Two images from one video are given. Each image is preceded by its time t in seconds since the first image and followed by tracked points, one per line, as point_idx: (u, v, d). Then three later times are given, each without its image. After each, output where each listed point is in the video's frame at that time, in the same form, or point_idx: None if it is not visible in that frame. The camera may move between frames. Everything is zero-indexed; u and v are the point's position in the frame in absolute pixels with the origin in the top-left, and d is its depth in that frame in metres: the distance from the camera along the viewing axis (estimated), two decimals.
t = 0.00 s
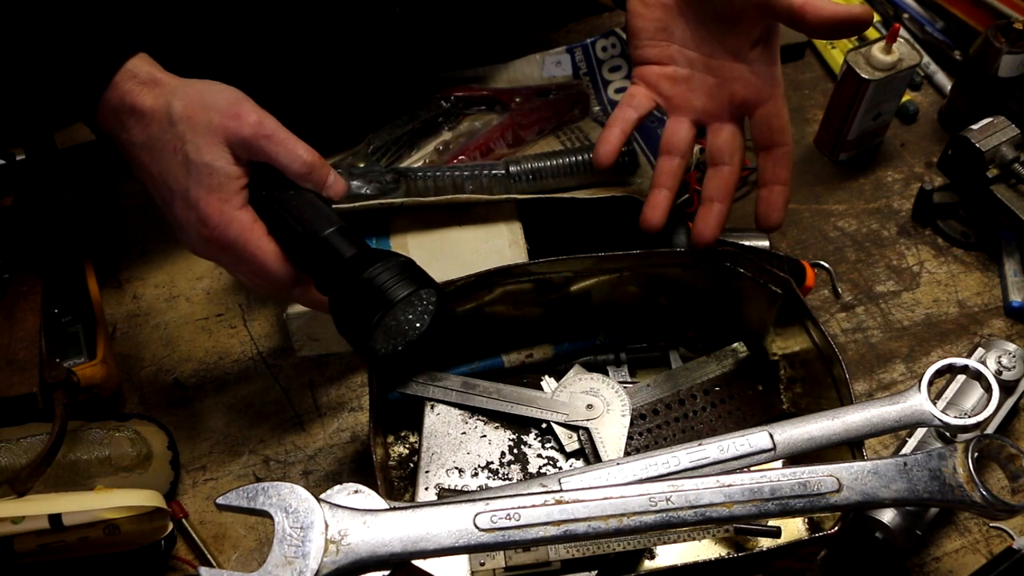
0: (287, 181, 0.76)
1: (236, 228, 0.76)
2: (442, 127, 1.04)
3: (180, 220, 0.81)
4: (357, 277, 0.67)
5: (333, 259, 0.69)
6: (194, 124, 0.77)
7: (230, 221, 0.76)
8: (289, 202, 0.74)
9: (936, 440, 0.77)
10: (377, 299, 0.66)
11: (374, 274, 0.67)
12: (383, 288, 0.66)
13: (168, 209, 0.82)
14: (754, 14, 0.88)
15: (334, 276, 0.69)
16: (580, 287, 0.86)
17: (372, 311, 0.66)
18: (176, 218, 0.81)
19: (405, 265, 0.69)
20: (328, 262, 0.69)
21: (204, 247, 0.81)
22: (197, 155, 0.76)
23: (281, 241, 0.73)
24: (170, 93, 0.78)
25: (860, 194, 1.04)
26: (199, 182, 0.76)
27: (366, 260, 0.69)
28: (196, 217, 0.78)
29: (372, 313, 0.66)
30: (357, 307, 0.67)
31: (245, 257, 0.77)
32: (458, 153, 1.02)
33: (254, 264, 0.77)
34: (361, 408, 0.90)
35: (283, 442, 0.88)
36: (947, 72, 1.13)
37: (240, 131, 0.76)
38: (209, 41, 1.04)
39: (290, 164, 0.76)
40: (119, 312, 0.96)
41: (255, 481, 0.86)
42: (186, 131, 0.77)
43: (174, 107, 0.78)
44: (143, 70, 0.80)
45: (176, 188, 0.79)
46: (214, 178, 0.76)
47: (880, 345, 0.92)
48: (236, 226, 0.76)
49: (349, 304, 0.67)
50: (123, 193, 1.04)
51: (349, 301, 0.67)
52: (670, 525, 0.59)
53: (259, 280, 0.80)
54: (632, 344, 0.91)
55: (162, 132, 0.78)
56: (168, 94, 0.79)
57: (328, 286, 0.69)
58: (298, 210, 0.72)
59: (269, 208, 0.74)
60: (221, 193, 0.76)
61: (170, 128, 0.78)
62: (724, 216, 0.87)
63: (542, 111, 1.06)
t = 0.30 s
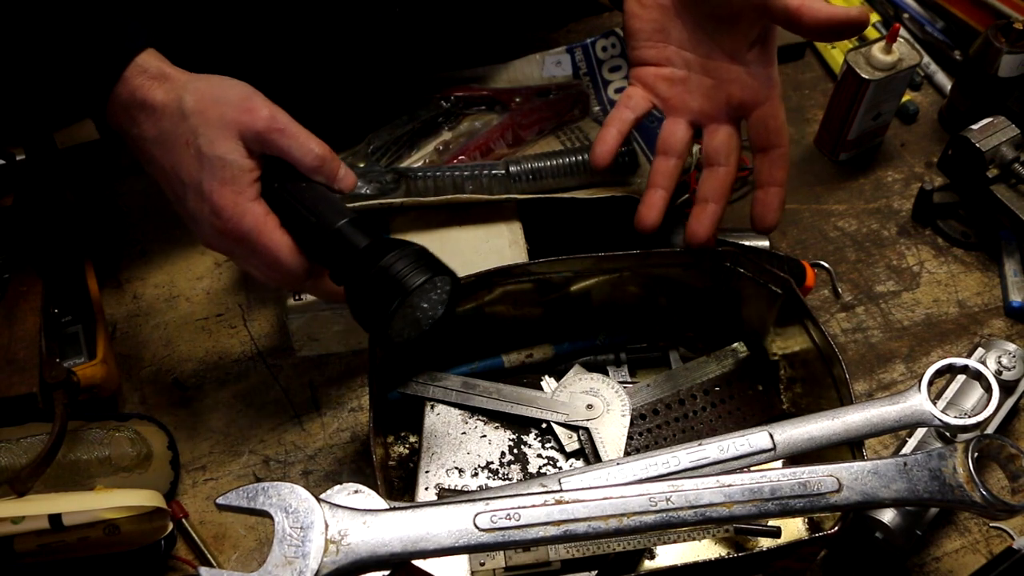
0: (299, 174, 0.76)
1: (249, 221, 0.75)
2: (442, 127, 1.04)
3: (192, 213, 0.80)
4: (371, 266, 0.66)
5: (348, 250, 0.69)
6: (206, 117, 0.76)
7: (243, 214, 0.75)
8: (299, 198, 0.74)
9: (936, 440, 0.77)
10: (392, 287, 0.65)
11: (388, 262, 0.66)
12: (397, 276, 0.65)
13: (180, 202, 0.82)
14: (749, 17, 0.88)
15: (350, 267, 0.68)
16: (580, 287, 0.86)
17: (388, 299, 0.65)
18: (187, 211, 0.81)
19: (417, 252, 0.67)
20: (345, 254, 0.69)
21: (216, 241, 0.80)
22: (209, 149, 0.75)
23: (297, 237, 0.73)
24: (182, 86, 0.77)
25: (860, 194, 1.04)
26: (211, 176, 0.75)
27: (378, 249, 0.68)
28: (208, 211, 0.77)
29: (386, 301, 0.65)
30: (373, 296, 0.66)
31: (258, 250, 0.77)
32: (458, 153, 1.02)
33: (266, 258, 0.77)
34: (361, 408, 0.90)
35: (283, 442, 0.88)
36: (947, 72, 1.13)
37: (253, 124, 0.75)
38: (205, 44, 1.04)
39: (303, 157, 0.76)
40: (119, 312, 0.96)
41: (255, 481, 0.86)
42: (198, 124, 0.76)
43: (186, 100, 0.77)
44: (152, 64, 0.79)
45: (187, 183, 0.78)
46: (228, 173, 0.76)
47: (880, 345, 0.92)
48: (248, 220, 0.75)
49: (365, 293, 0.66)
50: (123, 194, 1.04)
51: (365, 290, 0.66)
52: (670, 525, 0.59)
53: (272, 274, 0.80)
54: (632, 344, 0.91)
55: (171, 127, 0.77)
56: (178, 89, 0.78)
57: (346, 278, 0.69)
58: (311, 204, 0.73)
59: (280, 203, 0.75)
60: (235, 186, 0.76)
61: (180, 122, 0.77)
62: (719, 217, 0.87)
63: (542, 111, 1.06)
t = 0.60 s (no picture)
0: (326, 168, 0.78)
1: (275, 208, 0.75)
2: (442, 127, 1.04)
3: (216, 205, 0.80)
4: (412, 247, 0.66)
5: (382, 236, 0.68)
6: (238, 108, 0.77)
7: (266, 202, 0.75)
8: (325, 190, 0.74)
9: (936, 440, 0.77)
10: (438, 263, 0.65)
11: (429, 239, 0.65)
12: (441, 251, 0.65)
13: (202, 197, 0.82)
14: (680, 26, 0.82)
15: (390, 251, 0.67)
16: (580, 287, 0.86)
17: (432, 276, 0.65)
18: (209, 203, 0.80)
19: (455, 225, 0.67)
20: (381, 241, 0.69)
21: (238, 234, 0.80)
22: (239, 137, 0.75)
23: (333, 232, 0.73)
24: (207, 76, 0.78)
25: (860, 194, 1.04)
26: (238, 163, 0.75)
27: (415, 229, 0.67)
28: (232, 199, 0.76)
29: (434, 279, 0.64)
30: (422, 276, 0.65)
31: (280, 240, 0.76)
32: (458, 153, 1.02)
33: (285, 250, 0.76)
34: (361, 408, 0.90)
35: (283, 442, 0.88)
36: (947, 72, 1.13)
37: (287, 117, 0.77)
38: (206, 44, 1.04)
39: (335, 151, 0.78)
40: (119, 312, 0.96)
41: (255, 481, 0.86)
42: (228, 114, 0.76)
43: (195, 97, 0.78)
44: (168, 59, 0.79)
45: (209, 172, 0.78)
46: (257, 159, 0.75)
47: (880, 345, 0.92)
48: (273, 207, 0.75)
49: (413, 271, 0.66)
50: (123, 194, 1.05)
51: (414, 269, 0.66)
52: (670, 525, 0.59)
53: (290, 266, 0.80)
54: (632, 344, 0.91)
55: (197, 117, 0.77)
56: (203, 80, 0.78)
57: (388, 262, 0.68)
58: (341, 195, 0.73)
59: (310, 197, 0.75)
60: (263, 175, 0.76)
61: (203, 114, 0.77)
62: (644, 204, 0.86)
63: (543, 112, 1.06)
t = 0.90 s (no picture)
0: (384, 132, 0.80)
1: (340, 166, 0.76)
2: (443, 127, 1.04)
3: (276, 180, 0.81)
4: (517, 187, 0.71)
5: (482, 176, 0.71)
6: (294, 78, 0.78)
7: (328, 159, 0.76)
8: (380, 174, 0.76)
9: (936, 440, 0.77)
10: (552, 186, 0.70)
11: (535, 164, 0.70)
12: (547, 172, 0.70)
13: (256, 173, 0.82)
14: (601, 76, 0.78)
15: (495, 194, 0.71)
16: (581, 286, 0.86)
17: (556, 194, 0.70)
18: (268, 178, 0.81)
19: (557, 143, 0.71)
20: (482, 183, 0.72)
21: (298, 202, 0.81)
22: (300, 97, 0.77)
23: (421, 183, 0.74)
24: (259, 51, 0.79)
25: (860, 194, 1.04)
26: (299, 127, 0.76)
27: (513, 158, 0.71)
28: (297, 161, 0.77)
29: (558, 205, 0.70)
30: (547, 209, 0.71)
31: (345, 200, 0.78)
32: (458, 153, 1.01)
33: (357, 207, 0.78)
34: (361, 408, 0.90)
35: (283, 443, 0.88)
36: (947, 72, 1.13)
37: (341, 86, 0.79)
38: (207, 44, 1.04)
39: (390, 113, 0.81)
40: (119, 313, 0.96)
41: (255, 482, 0.86)
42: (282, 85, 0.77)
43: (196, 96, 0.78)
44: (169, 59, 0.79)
45: (264, 138, 0.77)
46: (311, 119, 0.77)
47: (880, 345, 0.92)
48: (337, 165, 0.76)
49: (547, 212, 0.71)
50: (124, 194, 1.05)
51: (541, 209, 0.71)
52: (670, 525, 0.59)
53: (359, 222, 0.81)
54: (632, 344, 0.91)
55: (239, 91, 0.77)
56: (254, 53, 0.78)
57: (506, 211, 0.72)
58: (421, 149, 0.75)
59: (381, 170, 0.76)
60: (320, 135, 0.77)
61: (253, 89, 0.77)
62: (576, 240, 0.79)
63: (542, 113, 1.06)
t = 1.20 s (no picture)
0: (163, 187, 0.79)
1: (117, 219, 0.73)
2: (442, 127, 1.04)
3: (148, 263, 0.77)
4: (587, 173, 0.77)
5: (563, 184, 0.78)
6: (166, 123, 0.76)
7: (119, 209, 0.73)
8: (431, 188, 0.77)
9: (936, 441, 0.77)
10: (619, 174, 0.78)
11: (599, 155, 0.78)
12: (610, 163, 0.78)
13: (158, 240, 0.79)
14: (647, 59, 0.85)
15: (573, 190, 0.77)
16: (581, 285, 0.85)
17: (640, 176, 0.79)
18: (184, 254, 0.80)
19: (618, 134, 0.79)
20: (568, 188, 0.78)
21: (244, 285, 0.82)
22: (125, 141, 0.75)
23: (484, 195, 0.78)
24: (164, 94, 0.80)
25: (860, 194, 1.04)
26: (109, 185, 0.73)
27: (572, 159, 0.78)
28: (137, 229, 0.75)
29: (636, 189, 0.78)
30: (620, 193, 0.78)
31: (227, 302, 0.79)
32: (458, 153, 1.02)
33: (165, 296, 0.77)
34: (361, 408, 0.90)
35: (283, 443, 0.88)
36: (947, 72, 1.13)
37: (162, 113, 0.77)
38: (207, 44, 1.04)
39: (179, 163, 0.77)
40: (118, 313, 0.96)
41: (255, 482, 0.85)
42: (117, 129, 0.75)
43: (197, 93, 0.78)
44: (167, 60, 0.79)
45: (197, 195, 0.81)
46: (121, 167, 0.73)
47: (880, 345, 0.92)
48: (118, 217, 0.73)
49: (621, 195, 0.78)
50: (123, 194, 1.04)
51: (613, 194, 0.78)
52: (670, 525, 0.59)
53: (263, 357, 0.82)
54: (632, 344, 0.91)
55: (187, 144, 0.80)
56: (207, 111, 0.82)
57: (581, 202, 0.78)
58: (473, 168, 0.78)
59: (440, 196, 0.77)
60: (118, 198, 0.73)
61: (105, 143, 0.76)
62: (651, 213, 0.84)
63: (542, 112, 1.06)
